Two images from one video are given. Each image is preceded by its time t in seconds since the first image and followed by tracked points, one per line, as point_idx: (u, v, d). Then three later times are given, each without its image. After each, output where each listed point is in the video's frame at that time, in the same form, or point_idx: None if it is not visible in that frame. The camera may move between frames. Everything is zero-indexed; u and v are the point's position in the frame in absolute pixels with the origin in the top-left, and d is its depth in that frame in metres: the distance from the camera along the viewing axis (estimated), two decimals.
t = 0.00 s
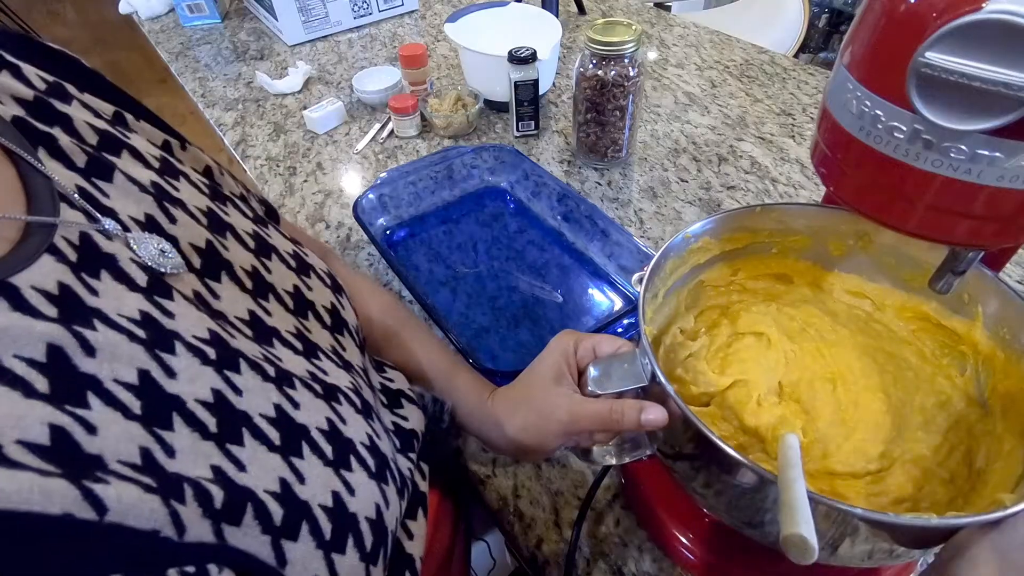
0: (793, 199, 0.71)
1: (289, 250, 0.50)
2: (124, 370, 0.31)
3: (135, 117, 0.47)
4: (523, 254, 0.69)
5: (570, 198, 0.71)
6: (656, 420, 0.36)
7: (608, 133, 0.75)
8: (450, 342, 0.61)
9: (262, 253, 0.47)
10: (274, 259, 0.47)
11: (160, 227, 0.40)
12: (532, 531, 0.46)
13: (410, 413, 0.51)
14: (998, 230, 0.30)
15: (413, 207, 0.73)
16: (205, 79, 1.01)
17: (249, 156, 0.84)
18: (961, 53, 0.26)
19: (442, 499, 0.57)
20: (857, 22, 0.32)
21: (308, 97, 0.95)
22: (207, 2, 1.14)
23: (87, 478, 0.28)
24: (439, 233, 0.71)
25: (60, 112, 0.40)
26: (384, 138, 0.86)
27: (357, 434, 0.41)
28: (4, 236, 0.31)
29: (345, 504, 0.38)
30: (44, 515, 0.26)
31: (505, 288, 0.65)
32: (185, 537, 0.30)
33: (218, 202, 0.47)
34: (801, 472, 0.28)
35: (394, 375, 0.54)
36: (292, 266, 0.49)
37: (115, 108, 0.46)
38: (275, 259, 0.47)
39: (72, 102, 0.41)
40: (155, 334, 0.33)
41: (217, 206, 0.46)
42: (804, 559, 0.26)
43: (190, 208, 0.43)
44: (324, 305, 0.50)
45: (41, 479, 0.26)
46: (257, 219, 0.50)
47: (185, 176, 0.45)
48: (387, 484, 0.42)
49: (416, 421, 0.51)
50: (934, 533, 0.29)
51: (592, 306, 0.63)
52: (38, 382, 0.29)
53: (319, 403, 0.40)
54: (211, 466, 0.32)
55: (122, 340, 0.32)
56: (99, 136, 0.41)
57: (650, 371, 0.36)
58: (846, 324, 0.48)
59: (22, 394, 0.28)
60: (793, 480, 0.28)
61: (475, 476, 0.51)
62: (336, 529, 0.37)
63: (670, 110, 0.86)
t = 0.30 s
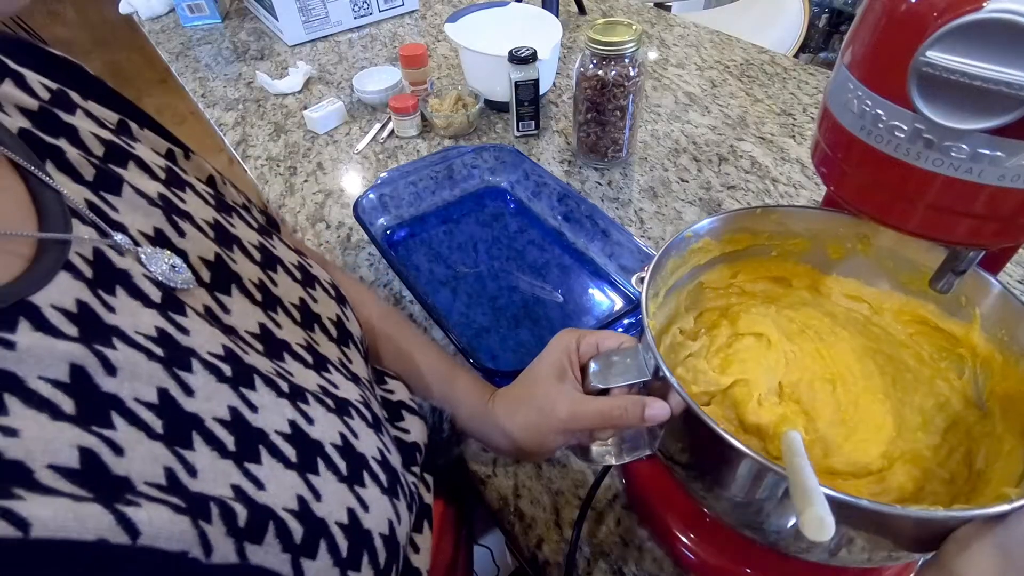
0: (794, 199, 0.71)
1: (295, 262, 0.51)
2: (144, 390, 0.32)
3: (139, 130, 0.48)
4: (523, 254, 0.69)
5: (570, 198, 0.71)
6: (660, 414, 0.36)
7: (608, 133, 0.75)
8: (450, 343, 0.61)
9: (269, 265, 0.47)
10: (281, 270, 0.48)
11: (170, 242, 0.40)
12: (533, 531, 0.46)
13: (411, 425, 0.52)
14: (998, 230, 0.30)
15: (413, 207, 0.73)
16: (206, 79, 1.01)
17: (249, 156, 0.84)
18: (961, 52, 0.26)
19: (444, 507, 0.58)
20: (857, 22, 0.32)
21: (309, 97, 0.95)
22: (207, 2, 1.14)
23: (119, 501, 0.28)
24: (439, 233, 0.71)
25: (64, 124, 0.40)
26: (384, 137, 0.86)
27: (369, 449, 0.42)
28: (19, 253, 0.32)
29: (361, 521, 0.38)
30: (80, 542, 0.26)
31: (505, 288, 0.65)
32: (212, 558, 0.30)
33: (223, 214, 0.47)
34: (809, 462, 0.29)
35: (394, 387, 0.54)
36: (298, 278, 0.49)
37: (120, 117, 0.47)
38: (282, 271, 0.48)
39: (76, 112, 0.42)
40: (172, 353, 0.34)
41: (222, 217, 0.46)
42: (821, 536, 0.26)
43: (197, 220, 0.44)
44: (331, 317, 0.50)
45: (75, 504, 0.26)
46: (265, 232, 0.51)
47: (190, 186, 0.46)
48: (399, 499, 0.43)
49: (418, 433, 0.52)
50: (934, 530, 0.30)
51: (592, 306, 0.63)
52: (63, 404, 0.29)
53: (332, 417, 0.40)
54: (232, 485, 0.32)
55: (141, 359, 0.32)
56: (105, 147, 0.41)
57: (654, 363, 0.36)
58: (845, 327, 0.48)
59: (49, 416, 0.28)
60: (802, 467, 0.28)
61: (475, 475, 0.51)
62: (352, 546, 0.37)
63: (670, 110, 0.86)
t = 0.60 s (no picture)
0: (794, 199, 0.71)
1: (307, 281, 0.52)
2: (171, 418, 0.33)
3: (151, 150, 0.49)
4: (522, 254, 0.69)
5: (570, 198, 0.71)
6: (670, 406, 0.34)
7: (608, 133, 0.75)
8: (450, 344, 0.61)
9: (283, 285, 0.48)
10: (296, 290, 0.49)
11: (187, 265, 0.41)
12: (532, 531, 0.46)
13: (420, 445, 0.52)
14: (996, 230, 0.30)
15: (413, 207, 0.73)
16: (205, 79, 1.01)
17: (249, 156, 0.84)
18: (959, 52, 0.26)
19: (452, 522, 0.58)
20: (856, 21, 0.32)
21: (309, 97, 0.95)
22: (207, 2, 1.14)
23: (159, 534, 0.29)
24: (439, 233, 0.71)
25: (81, 142, 0.42)
26: (384, 138, 0.86)
27: (387, 474, 0.43)
28: (43, 278, 0.32)
29: (382, 547, 0.40)
30: None
31: (505, 288, 0.65)
32: None
33: (237, 234, 0.49)
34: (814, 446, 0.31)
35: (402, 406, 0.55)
36: (311, 297, 0.50)
37: (135, 134, 0.48)
38: (296, 291, 0.49)
39: (92, 130, 0.44)
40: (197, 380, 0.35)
41: (237, 239, 0.48)
42: (843, 503, 0.27)
43: (213, 243, 0.45)
44: (344, 336, 0.51)
45: (115, 539, 0.28)
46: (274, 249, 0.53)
47: (205, 207, 0.47)
48: (416, 524, 0.44)
49: (427, 453, 0.52)
50: (931, 526, 0.29)
51: (592, 306, 0.63)
52: (95, 434, 0.30)
53: (351, 442, 0.41)
54: (259, 513, 0.34)
55: (167, 386, 0.33)
56: (121, 167, 0.43)
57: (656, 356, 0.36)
58: (843, 331, 0.48)
59: (82, 447, 0.29)
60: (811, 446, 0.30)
61: (475, 475, 0.50)
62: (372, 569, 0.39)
63: (670, 110, 0.87)
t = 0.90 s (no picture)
0: (794, 199, 0.71)
1: (330, 295, 0.52)
2: (219, 434, 0.33)
3: (176, 163, 0.51)
4: (523, 254, 0.69)
5: (571, 198, 0.71)
6: (680, 408, 0.34)
7: (608, 133, 0.75)
8: (451, 344, 0.61)
9: (307, 299, 0.48)
10: (319, 305, 0.49)
11: (218, 279, 0.42)
12: (534, 532, 0.46)
13: (437, 464, 0.52)
14: (998, 230, 0.30)
15: (414, 207, 0.73)
16: (206, 79, 1.01)
17: (249, 156, 0.84)
18: (963, 52, 0.26)
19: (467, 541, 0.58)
20: (857, 22, 0.32)
21: (309, 97, 0.95)
22: (207, 2, 1.14)
23: (220, 553, 0.29)
24: (439, 233, 0.71)
25: (115, 155, 0.43)
26: (384, 138, 0.86)
27: (418, 490, 0.44)
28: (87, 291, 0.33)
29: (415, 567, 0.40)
30: None
31: (505, 288, 0.65)
32: None
33: (263, 248, 0.50)
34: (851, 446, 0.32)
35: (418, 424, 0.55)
36: (332, 311, 0.50)
37: (163, 148, 0.51)
38: (320, 305, 0.49)
39: (122, 142, 0.45)
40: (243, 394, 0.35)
41: (262, 253, 0.49)
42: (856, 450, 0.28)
43: (240, 257, 0.45)
44: (367, 350, 0.51)
45: (183, 560, 0.28)
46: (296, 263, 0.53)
47: (231, 220, 0.48)
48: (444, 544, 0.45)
49: (443, 471, 0.52)
50: (953, 517, 0.30)
51: (593, 306, 0.63)
52: (152, 451, 0.30)
53: (382, 458, 0.42)
54: (305, 530, 0.34)
55: (215, 402, 0.33)
56: (152, 179, 0.44)
57: (665, 345, 0.35)
58: (848, 328, 0.48)
59: (141, 465, 0.29)
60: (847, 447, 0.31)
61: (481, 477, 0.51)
62: None
63: (670, 110, 0.87)
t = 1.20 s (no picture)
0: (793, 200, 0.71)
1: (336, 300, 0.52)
2: (235, 444, 0.33)
3: (182, 169, 0.52)
4: (523, 254, 0.69)
5: (571, 198, 0.71)
6: (657, 387, 0.35)
7: (608, 133, 0.75)
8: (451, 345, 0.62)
9: (314, 304, 0.48)
10: (326, 311, 0.49)
11: (228, 282, 0.42)
12: (534, 532, 0.46)
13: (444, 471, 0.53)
14: (999, 229, 0.30)
15: (414, 207, 0.73)
16: (206, 79, 1.01)
17: (249, 156, 0.84)
18: (964, 53, 0.26)
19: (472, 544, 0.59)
20: (857, 22, 0.32)
21: (309, 97, 0.95)
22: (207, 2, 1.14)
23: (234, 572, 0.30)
24: (439, 233, 0.71)
25: (124, 160, 0.43)
26: (384, 138, 0.86)
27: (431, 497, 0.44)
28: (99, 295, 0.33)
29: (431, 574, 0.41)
30: None
31: (505, 288, 0.65)
32: None
33: (268, 253, 0.49)
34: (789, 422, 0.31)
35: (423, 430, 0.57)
36: (341, 317, 0.50)
37: (167, 155, 0.51)
38: (327, 311, 0.49)
39: (128, 149, 0.45)
40: (254, 404, 0.35)
41: (268, 257, 0.49)
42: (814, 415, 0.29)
43: (248, 261, 0.45)
44: (375, 357, 0.51)
45: None
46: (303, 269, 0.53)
47: (238, 226, 0.49)
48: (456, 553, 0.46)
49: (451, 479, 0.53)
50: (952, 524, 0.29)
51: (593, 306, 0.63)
52: (169, 463, 0.30)
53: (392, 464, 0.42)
54: (325, 542, 0.35)
55: (226, 413, 0.33)
56: (159, 184, 0.44)
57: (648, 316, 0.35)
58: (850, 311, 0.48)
59: (159, 478, 0.29)
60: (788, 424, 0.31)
61: (484, 476, 0.51)
62: None
63: (670, 110, 0.86)
